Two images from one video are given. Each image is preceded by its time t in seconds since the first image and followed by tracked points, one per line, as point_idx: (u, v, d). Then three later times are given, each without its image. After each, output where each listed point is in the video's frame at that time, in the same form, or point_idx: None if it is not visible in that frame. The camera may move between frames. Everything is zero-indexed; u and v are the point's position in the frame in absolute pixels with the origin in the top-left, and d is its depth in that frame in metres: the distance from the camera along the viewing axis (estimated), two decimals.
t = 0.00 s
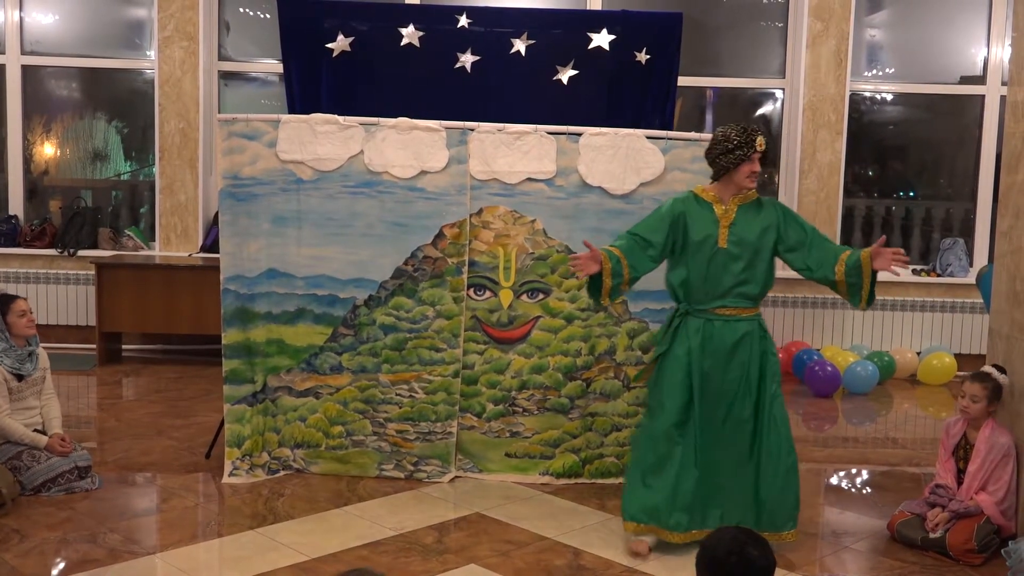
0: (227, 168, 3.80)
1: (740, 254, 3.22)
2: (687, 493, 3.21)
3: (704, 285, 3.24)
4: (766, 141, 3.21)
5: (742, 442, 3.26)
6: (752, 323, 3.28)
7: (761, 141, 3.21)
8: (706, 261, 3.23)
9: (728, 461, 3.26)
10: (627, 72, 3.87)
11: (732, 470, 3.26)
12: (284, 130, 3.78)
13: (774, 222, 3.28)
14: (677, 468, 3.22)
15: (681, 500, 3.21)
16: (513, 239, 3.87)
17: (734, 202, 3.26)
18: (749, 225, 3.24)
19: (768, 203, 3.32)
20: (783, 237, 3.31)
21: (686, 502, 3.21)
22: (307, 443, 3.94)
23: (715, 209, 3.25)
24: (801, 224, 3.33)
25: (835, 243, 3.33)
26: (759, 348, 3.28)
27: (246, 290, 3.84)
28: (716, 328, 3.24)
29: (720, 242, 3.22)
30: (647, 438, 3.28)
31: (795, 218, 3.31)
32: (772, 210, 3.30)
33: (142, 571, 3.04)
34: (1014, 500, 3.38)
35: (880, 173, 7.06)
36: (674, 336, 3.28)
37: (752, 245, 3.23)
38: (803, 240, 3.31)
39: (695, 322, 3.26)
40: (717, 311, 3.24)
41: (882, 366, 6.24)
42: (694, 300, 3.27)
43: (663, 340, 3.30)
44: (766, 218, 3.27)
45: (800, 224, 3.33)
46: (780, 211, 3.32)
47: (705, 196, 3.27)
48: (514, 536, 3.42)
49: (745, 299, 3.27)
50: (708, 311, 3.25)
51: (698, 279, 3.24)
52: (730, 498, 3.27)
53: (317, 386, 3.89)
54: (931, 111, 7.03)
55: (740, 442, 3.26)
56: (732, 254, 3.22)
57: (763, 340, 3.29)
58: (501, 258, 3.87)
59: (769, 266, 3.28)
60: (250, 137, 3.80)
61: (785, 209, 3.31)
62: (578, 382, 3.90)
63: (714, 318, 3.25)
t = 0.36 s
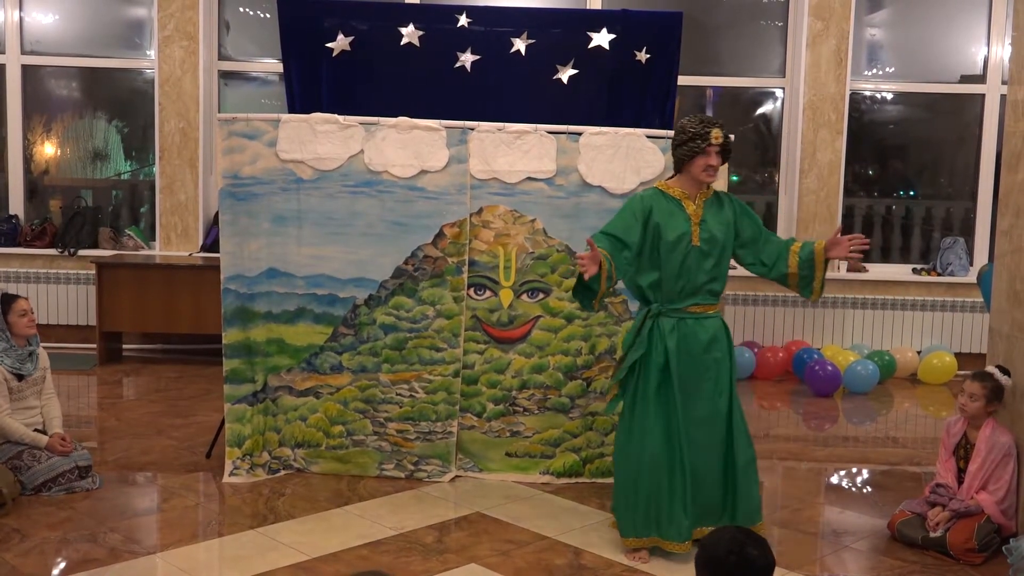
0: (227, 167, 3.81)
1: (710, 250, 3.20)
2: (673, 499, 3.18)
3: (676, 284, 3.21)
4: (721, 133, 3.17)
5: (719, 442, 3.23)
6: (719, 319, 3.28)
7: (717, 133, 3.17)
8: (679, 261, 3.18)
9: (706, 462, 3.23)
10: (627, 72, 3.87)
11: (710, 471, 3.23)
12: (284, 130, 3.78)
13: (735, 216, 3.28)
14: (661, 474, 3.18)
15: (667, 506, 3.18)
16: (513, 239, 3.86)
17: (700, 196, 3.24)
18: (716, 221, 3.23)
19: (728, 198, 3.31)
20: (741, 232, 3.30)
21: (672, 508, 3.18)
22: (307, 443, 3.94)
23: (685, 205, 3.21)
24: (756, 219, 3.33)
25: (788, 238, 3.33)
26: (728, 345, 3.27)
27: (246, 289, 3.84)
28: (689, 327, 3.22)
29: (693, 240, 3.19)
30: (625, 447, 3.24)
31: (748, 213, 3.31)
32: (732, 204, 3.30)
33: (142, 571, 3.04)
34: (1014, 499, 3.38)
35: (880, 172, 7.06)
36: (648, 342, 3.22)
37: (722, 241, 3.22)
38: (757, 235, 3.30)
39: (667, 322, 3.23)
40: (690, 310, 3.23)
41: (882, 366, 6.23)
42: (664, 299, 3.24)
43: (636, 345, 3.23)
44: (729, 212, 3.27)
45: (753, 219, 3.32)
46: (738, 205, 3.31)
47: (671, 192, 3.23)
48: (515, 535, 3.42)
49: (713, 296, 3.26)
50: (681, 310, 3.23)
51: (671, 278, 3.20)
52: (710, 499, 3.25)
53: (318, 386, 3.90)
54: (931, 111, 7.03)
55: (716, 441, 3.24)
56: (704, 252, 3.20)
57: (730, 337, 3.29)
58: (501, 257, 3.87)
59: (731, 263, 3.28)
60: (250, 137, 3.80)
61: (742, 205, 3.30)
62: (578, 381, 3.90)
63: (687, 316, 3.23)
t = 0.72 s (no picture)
0: (225, 167, 3.80)
1: (705, 251, 3.20)
2: (667, 500, 3.18)
3: (671, 284, 3.20)
4: (696, 130, 3.14)
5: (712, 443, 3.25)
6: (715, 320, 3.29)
7: (692, 131, 3.15)
8: (674, 261, 3.18)
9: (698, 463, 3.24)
10: (625, 71, 3.87)
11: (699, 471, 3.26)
12: (282, 129, 3.78)
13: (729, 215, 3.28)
14: (656, 474, 3.18)
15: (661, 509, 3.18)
16: (511, 238, 3.86)
17: (695, 196, 3.24)
18: (711, 220, 3.23)
19: (726, 199, 3.31)
20: (737, 233, 3.30)
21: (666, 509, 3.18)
22: (305, 442, 3.94)
23: (679, 205, 3.21)
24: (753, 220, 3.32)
25: (785, 240, 3.32)
26: (723, 346, 3.29)
27: (244, 288, 3.84)
28: (685, 327, 3.22)
29: (687, 239, 3.19)
30: (622, 448, 3.22)
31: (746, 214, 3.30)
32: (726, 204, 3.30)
33: (140, 571, 3.04)
34: (1012, 499, 3.38)
35: (879, 172, 7.07)
36: (648, 343, 3.20)
37: (717, 241, 3.22)
38: (753, 237, 3.30)
39: (664, 322, 3.22)
40: (686, 310, 3.23)
41: (879, 366, 6.23)
42: (661, 299, 3.23)
43: (636, 349, 3.21)
44: (723, 211, 3.27)
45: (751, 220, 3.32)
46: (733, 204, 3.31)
47: (664, 192, 3.23)
48: (513, 535, 3.42)
49: (708, 296, 3.27)
50: (676, 310, 3.23)
51: (667, 278, 3.19)
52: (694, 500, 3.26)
53: (316, 385, 3.89)
54: (930, 111, 7.03)
55: (707, 442, 3.26)
56: (700, 251, 3.20)
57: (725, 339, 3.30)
58: (499, 257, 3.87)
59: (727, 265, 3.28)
60: (248, 136, 3.80)
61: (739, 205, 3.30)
62: (577, 381, 3.90)
63: (683, 316, 3.23)
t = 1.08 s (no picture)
0: (214, 165, 3.79)
1: (694, 250, 3.19)
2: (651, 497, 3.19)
3: (660, 282, 3.21)
4: (673, 128, 3.14)
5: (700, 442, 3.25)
6: (707, 320, 3.27)
7: (669, 129, 3.15)
8: (663, 259, 3.18)
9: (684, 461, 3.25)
10: (615, 70, 3.87)
11: (687, 472, 3.26)
12: (271, 127, 3.77)
13: (722, 212, 3.26)
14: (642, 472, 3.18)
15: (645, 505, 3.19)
16: (501, 237, 3.86)
17: (685, 195, 3.23)
18: (702, 217, 3.22)
19: (720, 197, 3.30)
20: (730, 230, 3.30)
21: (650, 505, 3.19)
22: (293, 441, 3.93)
23: (669, 203, 3.21)
24: (747, 216, 3.31)
25: (778, 237, 3.30)
26: (715, 346, 3.28)
27: (233, 287, 3.82)
28: (674, 325, 3.22)
29: (676, 237, 3.19)
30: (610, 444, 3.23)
31: (742, 211, 3.29)
32: (720, 202, 3.29)
33: (127, 570, 3.02)
34: (999, 496, 3.40)
35: (867, 171, 7.09)
36: (636, 339, 3.21)
37: (707, 240, 3.21)
38: (747, 235, 3.29)
39: (653, 319, 3.22)
40: (676, 308, 3.22)
41: (867, 364, 6.25)
42: (651, 296, 3.24)
43: (623, 344, 3.22)
44: (716, 209, 3.25)
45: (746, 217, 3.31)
46: (728, 202, 3.30)
47: (655, 190, 3.23)
48: (501, 533, 3.41)
49: (700, 296, 3.26)
50: (666, 309, 3.23)
51: (656, 276, 3.20)
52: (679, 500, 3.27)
53: (304, 384, 3.88)
54: (918, 110, 7.06)
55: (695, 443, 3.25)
56: (689, 250, 3.19)
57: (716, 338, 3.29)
58: (489, 255, 3.87)
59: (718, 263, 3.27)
60: (236, 134, 3.79)
61: (733, 202, 3.30)
62: (565, 379, 3.90)
63: (673, 314, 3.23)
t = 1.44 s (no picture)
0: (194, 165, 3.76)
1: (675, 251, 3.19)
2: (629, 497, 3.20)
3: (639, 282, 3.22)
4: (648, 128, 3.15)
5: (680, 441, 3.25)
6: (689, 321, 3.27)
7: (645, 130, 3.16)
8: (641, 260, 3.20)
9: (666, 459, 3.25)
10: (596, 70, 3.88)
11: (667, 471, 3.26)
12: (253, 126, 3.76)
13: (707, 213, 3.24)
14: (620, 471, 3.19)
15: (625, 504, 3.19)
16: (483, 236, 3.86)
17: (669, 196, 3.22)
18: (684, 217, 3.20)
19: (708, 199, 3.27)
20: (717, 232, 3.27)
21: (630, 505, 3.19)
22: (275, 442, 3.91)
23: (650, 203, 3.21)
24: (737, 221, 3.28)
25: (766, 247, 3.26)
26: (696, 346, 3.29)
27: (214, 287, 3.80)
28: (652, 325, 3.23)
29: (656, 237, 3.19)
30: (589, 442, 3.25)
31: (730, 214, 3.28)
32: (709, 203, 3.26)
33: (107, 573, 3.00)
34: (978, 495, 3.42)
35: (847, 172, 7.13)
36: (614, 336, 3.25)
37: (689, 240, 3.20)
38: (732, 241, 3.27)
39: (632, 318, 3.24)
40: (654, 308, 3.23)
41: (848, 364, 6.28)
42: (630, 296, 3.25)
43: (601, 340, 3.26)
44: (700, 210, 3.23)
45: (735, 221, 3.28)
46: (717, 204, 3.28)
47: (638, 190, 3.24)
48: (484, 533, 3.42)
49: (682, 297, 3.26)
50: (645, 308, 3.24)
51: (634, 276, 3.21)
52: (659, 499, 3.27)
53: (286, 384, 3.87)
54: (898, 111, 7.10)
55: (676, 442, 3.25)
56: (669, 251, 3.19)
57: (697, 338, 3.29)
58: (471, 255, 3.86)
59: (702, 265, 3.26)
60: (217, 133, 3.77)
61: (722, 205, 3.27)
62: (548, 379, 3.91)
63: (652, 314, 3.24)
